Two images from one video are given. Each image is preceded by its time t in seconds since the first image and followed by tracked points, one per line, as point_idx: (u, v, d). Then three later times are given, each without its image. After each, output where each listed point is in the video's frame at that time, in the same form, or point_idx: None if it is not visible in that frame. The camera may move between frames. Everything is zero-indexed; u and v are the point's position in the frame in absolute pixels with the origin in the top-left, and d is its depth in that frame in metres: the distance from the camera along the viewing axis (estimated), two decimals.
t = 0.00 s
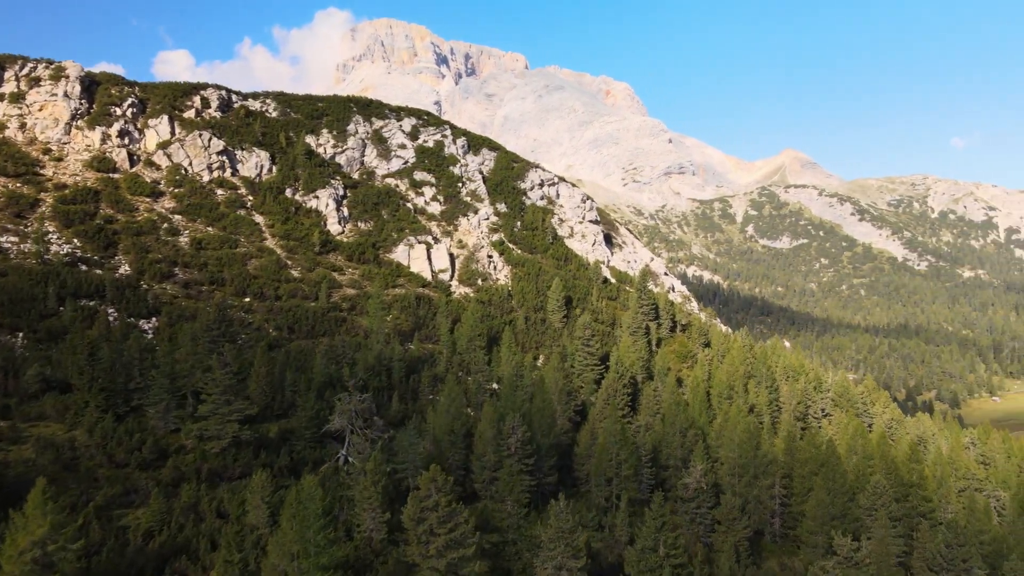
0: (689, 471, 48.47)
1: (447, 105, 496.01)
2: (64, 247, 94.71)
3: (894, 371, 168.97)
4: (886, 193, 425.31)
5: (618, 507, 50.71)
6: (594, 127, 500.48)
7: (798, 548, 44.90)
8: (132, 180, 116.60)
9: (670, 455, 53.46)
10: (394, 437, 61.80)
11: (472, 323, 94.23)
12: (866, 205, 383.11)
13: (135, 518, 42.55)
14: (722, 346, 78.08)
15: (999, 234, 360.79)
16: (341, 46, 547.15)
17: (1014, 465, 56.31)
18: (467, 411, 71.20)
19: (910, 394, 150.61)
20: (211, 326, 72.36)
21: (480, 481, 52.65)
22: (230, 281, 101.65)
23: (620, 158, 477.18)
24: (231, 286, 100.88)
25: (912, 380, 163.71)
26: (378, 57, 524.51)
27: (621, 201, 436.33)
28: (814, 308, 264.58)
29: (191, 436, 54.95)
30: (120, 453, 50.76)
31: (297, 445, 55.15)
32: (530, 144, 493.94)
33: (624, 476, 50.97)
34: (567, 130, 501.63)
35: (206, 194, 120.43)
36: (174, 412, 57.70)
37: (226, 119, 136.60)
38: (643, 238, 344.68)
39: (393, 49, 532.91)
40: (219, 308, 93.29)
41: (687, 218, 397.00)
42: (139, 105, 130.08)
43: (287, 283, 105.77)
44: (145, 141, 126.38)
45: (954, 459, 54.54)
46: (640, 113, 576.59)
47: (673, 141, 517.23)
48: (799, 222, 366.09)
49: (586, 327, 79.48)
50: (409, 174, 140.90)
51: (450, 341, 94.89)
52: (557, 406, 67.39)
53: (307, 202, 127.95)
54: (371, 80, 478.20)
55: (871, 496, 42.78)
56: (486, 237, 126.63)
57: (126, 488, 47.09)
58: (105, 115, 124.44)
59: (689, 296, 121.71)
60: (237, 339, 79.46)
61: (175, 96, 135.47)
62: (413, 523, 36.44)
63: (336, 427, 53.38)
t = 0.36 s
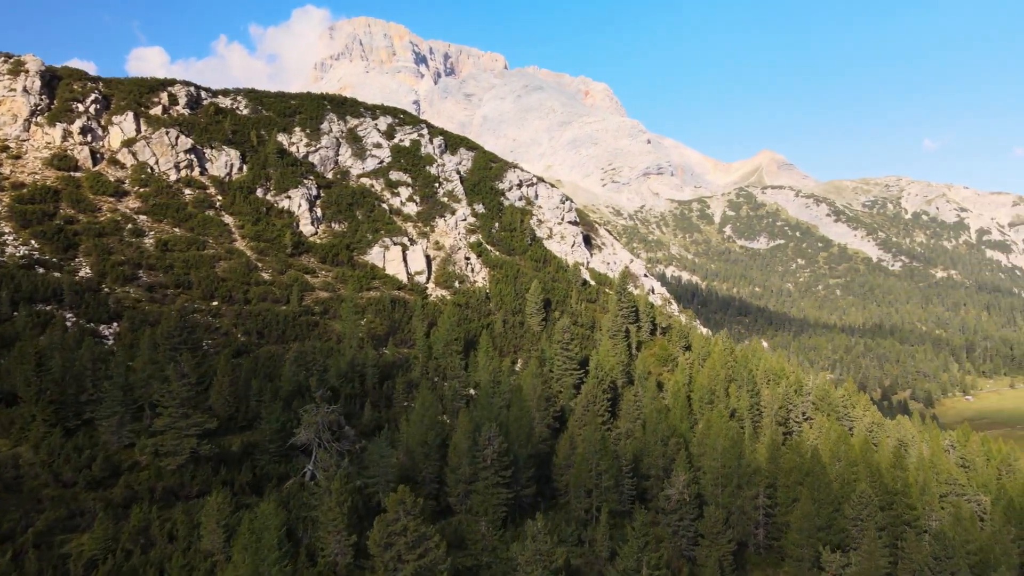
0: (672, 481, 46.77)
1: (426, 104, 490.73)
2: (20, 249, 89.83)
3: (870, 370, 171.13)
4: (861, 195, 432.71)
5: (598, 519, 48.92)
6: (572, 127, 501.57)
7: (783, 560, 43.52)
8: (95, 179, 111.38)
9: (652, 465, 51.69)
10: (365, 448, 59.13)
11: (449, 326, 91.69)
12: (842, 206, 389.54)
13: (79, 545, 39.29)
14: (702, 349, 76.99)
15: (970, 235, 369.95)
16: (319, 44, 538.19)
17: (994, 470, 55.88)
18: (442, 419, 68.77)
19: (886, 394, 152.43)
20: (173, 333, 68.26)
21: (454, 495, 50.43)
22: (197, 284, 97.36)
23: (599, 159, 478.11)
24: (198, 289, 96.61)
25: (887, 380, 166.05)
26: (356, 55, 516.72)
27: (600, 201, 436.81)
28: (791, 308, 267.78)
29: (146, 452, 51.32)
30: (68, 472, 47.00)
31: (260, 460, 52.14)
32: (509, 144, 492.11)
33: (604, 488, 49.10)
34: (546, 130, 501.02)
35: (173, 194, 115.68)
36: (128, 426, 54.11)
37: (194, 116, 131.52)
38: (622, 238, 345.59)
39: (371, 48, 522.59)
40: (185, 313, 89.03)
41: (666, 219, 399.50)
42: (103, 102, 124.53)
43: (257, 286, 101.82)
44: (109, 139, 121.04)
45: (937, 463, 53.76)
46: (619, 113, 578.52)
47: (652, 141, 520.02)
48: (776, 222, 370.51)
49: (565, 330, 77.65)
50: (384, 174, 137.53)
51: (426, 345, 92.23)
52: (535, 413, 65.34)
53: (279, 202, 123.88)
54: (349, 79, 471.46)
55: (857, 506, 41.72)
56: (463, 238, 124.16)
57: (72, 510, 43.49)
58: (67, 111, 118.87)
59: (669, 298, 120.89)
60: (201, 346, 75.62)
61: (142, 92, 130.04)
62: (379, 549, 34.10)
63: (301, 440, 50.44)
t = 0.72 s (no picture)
0: (651, 493, 45.00)
1: (402, 104, 483.75)
2: None
3: (843, 370, 173.59)
4: (833, 196, 440.58)
5: (575, 534, 46.79)
6: (549, 127, 502.00)
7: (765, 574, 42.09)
8: (49, 177, 105.38)
9: (630, 476, 49.80)
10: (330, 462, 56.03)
11: (422, 330, 88.81)
12: (814, 207, 396.22)
13: None
14: (679, 352, 75.73)
15: (938, 236, 379.76)
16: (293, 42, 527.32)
17: (971, 473, 55.41)
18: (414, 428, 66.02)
19: (860, 394, 154.61)
20: (126, 341, 62.79)
21: (424, 512, 47.73)
22: (157, 288, 92.44)
23: (576, 159, 478.54)
24: (159, 293, 91.69)
25: (860, 380, 168.68)
26: (331, 53, 508.05)
27: (577, 202, 436.93)
28: (766, 308, 270.97)
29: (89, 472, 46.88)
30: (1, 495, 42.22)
31: (216, 479, 48.72)
32: (486, 144, 489.45)
33: (581, 501, 46.90)
34: (522, 130, 499.87)
35: (134, 194, 110.20)
36: (71, 443, 50.02)
37: (157, 112, 125.58)
38: (599, 239, 345.94)
39: (346, 46, 512.64)
40: (144, 319, 84.34)
41: (642, 219, 401.64)
42: (60, 97, 118.18)
43: (221, 290, 97.30)
44: (66, 136, 114.88)
45: (916, 467, 53.13)
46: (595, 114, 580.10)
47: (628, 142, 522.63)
48: (750, 223, 374.93)
49: (540, 334, 75.60)
50: (356, 174, 133.60)
51: (397, 350, 89.23)
52: (509, 421, 63.02)
53: (246, 202, 119.10)
54: (324, 77, 463.13)
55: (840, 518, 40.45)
56: (437, 239, 121.30)
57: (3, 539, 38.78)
58: (20, 106, 112.49)
59: (646, 299, 119.88)
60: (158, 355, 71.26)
61: (101, 87, 123.81)
62: None
63: (260, 457, 47.12)
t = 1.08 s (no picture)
0: (628, 507, 43.26)
1: (376, 103, 477.12)
2: None
3: (816, 370, 175.96)
4: (805, 197, 448.16)
5: (549, 550, 44.80)
6: (524, 127, 501.22)
7: None
8: None
9: (607, 488, 47.96)
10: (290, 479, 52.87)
11: (392, 335, 85.80)
12: (787, 208, 402.15)
13: None
14: (656, 356, 74.35)
15: (907, 236, 389.35)
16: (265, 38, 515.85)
17: (946, 476, 55.20)
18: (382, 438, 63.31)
19: (832, 393, 156.67)
20: (71, 350, 58.64)
21: (390, 531, 44.98)
22: (114, 291, 87.58)
23: (551, 159, 478.61)
24: (114, 297, 86.80)
25: (832, 379, 171.25)
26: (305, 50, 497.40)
27: (553, 202, 436.54)
28: (739, 308, 274.20)
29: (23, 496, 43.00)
30: None
31: (165, 500, 45.27)
32: (461, 144, 486.25)
33: (556, 515, 44.75)
34: (498, 130, 498.07)
35: (90, 193, 104.66)
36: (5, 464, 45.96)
37: (115, 108, 119.58)
38: (574, 239, 345.81)
39: (320, 44, 502.19)
40: (97, 326, 79.47)
41: (617, 219, 403.34)
42: (10, 91, 111.39)
43: (182, 293, 92.73)
44: (17, 132, 108.43)
45: (894, 471, 52.58)
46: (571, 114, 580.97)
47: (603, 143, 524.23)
48: (724, 224, 379.19)
49: (515, 338, 73.37)
50: (325, 173, 129.54)
51: (367, 356, 86.13)
52: (481, 430, 60.68)
53: (209, 202, 114.09)
54: (297, 75, 454.37)
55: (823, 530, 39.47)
56: (409, 241, 118.22)
57: None
58: None
59: (621, 301, 118.72)
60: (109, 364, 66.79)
61: (55, 81, 117.15)
62: None
63: (213, 476, 43.74)
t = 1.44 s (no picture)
0: (604, 523, 41.62)
1: (349, 101, 468.86)
2: None
3: (787, 370, 178.65)
4: (776, 198, 456.15)
5: (521, 568, 42.71)
6: (498, 127, 499.35)
7: None
8: None
9: (581, 500, 46.18)
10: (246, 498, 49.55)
11: (360, 340, 82.58)
12: (758, 209, 407.72)
13: None
14: (631, 360, 72.61)
15: (875, 237, 398.73)
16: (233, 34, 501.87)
17: (921, 479, 55.21)
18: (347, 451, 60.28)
19: (804, 393, 158.79)
20: (8, 362, 54.15)
21: (352, 552, 42.13)
22: (64, 296, 82.42)
23: (525, 159, 477.49)
24: (64, 302, 81.63)
25: (803, 379, 173.83)
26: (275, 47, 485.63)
27: (526, 202, 435.56)
28: (712, 308, 277.22)
29: None
30: None
31: (105, 524, 41.73)
32: (435, 144, 481.78)
33: (529, 532, 42.58)
34: (472, 130, 495.18)
35: (40, 192, 98.79)
36: None
37: (69, 103, 113.09)
38: (549, 240, 345.17)
39: (293, 42, 488.10)
40: (43, 333, 74.41)
41: (591, 219, 404.39)
42: None
43: (138, 298, 87.84)
44: None
45: (871, 477, 51.98)
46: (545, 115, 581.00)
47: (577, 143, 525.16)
48: (697, 224, 382.97)
49: (486, 343, 71.14)
50: (291, 172, 124.99)
51: (333, 362, 82.84)
52: (451, 441, 58.30)
53: (168, 202, 108.61)
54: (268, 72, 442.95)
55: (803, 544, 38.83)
56: (378, 242, 114.83)
57: None
58: None
59: (596, 303, 117.49)
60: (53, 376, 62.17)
61: (3, 74, 109.62)
62: None
63: (158, 499, 40.36)
